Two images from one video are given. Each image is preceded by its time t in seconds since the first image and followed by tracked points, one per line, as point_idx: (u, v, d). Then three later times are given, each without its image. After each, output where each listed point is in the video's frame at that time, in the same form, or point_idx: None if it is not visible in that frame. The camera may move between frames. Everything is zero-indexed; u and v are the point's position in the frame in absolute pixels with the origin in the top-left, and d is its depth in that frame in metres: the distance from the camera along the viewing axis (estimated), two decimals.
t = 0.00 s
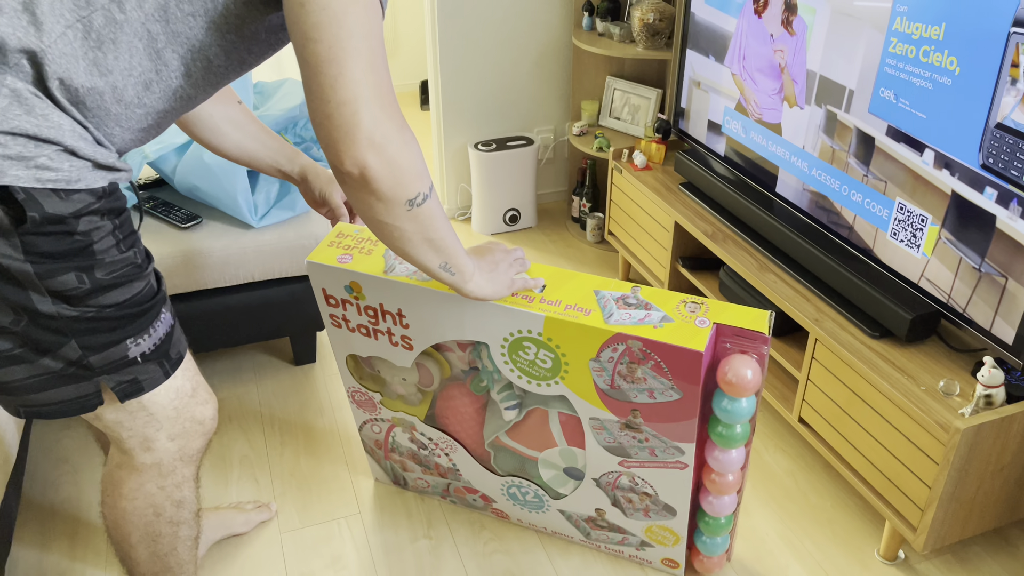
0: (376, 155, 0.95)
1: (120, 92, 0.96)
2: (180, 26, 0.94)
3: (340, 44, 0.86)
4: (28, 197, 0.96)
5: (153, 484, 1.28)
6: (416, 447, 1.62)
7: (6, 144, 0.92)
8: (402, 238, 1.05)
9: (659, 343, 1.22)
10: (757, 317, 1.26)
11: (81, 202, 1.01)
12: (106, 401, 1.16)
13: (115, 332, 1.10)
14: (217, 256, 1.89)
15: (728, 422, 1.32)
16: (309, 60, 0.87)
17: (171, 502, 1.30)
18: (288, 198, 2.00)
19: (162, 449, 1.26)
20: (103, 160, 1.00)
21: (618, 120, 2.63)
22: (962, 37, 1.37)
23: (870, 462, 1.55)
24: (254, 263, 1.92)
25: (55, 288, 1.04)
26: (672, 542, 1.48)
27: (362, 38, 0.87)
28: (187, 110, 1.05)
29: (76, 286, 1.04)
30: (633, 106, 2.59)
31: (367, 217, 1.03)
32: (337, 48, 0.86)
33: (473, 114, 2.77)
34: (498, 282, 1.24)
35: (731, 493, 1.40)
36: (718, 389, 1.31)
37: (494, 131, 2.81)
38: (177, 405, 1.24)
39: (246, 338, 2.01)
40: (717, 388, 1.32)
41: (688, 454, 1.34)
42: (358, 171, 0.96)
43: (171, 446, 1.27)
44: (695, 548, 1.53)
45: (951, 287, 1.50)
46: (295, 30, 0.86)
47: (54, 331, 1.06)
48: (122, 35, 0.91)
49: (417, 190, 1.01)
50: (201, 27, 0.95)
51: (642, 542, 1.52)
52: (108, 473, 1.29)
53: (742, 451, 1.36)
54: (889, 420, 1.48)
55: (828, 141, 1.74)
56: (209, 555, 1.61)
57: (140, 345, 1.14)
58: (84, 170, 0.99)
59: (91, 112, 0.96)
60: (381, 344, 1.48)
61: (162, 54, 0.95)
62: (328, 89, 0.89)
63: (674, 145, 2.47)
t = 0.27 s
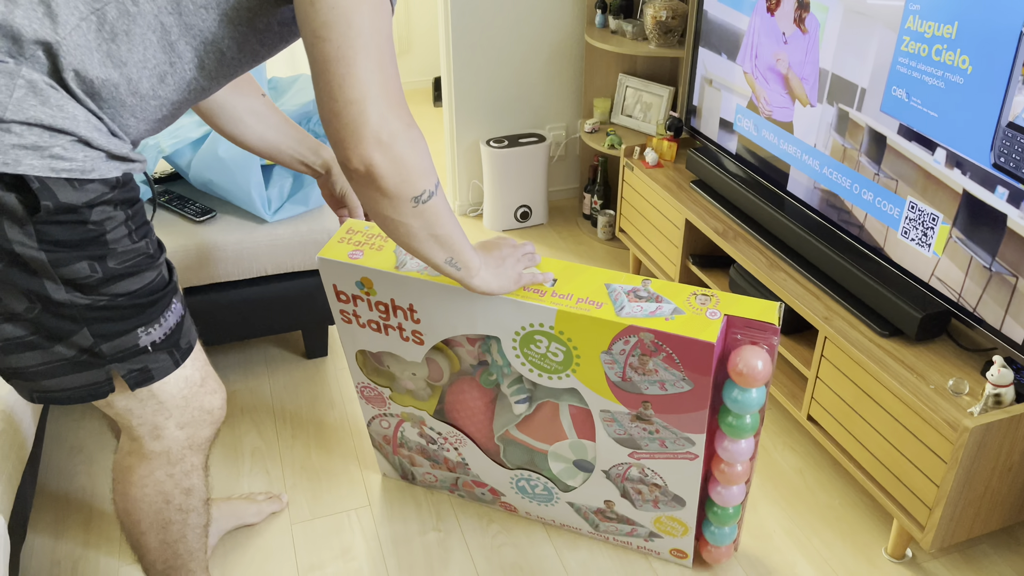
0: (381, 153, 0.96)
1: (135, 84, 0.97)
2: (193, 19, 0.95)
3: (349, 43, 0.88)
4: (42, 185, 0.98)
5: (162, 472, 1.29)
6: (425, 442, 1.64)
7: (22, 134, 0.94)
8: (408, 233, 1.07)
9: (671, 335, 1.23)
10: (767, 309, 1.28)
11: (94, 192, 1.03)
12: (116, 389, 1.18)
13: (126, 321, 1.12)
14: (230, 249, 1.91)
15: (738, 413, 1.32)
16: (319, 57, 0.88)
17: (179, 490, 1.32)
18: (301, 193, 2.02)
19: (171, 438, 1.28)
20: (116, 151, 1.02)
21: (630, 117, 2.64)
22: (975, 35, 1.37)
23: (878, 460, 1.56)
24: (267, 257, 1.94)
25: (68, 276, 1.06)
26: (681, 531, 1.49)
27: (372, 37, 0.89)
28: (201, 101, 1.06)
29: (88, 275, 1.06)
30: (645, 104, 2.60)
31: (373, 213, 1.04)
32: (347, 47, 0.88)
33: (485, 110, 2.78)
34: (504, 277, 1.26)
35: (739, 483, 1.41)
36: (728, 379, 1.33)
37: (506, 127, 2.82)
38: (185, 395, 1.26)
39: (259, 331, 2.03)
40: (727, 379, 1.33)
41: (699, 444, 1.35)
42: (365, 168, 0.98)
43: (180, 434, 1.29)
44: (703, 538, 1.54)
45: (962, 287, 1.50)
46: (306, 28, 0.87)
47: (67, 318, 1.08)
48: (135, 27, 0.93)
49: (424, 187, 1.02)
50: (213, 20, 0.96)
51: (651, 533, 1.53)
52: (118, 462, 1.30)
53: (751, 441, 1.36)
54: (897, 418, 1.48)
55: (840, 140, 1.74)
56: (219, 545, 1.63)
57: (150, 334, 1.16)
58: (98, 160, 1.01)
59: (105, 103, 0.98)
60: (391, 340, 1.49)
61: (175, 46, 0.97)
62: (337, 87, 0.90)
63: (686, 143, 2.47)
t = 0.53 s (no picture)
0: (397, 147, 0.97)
1: (150, 77, 0.99)
2: (206, 12, 0.96)
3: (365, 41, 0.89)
4: (55, 179, 1.00)
5: (173, 462, 1.30)
6: (433, 435, 1.65)
7: (36, 129, 0.96)
8: (425, 227, 1.08)
9: (686, 316, 1.25)
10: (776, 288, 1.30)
11: (106, 185, 1.05)
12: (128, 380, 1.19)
13: (137, 313, 1.13)
14: (242, 244, 1.93)
15: (749, 393, 1.34)
16: (335, 56, 0.89)
17: (188, 481, 1.33)
18: (311, 189, 2.04)
19: (181, 429, 1.29)
20: (129, 145, 1.04)
21: (640, 115, 2.64)
22: (985, 34, 1.37)
23: (885, 458, 1.56)
24: (278, 252, 1.95)
25: (81, 269, 1.07)
26: (689, 516, 1.52)
27: (386, 36, 0.90)
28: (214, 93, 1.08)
29: (100, 268, 1.08)
30: (655, 101, 2.60)
31: (390, 207, 1.05)
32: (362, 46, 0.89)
33: (495, 107, 2.79)
34: (515, 264, 1.26)
35: (747, 465, 1.43)
36: (741, 359, 1.34)
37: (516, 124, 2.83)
38: (196, 386, 1.27)
39: (271, 324, 2.05)
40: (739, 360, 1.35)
41: (711, 427, 1.37)
42: (381, 165, 0.99)
43: (190, 426, 1.30)
44: (711, 524, 1.56)
45: (971, 285, 1.50)
46: (321, 26, 0.88)
47: (79, 311, 1.10)
48: (147, 21, 0.94)
49: (438, 182, 1.02)
50: (225, 13, 0.97)
51: (659, 520, 1.56)
52: (129, 453, 1.32)
53: (761, 422, 1.39)
54: (905, 417, 1.48)
55: (850, 138, 1.74)
56: (230, 536, 1.65)
57: (161, 327, 1.17)
58: (111, 154, 1.03)
59: (120, 96, 1.00)
60: (404, 330, 1.50)
61: (189, 39, 0.98)
62: (354, 85, 0.91)
63: (695, 140, 2.48)
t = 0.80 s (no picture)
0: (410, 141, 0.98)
1: (163, 67, 1.00)
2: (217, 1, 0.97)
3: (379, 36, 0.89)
4: (66, 171, 1.01)
5: (181, 454, 1.31)
6: (441, 429, 1.66)
7: (48, 121, 0.97)
8: (438, 219, 1.08)
9: (699, 302, 1.27)
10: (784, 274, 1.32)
11: (117, 177, 1.05)
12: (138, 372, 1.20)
13: (147, 306, 1.14)
14: (252, 238, 1.94)
15: (759, 378, 1.36)
16: (349, 51, 0.90)
17: (197, 473, 1.33)
18: (321, 183, 2.05)
19: (189, 420, 1.30)
20: (140, 137, 1.05)
21: (649, 110, 2.64)
22: (998, 30, 1.37)
23: (893, 455, 1.56)
24: (287, 246, 1.96)
25: (92, 262, 1.08)
26: (698, 504, 1.54)
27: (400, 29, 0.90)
28: (227, 84, 1.08)
29: (111, 260, 1.09)
30: (664, 97, 2.60)
31: (405, 198, 1.06)
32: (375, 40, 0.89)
33: (503, 103, 2.79)
34: (526, 253, 1.27)
35: (756, 452, 1.46)
36: (751, 343, 1.36)
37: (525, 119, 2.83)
38: (204, 377, 1.28)
39: (281, 318, 2.06)
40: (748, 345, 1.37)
41: (721, 413, 1.40)
42: (395, 158, 0.99)
43: (198, 418, 1.31)
44: (718, 511, 1.58)
45: (981, 282, 1.50)
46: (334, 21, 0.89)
47: (90, 303, 1.11)
48: (158, 12, 0.95)
49: (449, 175, 1.03)
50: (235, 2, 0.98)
51: (668, 509, 1.57)
52: (138, 445, 1.32)
53: (769, 408, 1.41)
54: (913, 414, 1.48)
55: (860, 134, 1.74)
56: (240, 528, 1.66)
57: (171, 320, 1.18)
58: (122, 146, 1.04)
59: (131, 87, 1.00)
60: (414, 324, 1.51)
61: (200, 29, 0.98)
62: (367, 79, 0.92)
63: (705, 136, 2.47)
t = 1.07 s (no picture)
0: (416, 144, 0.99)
1: (171, 64, 1.00)
2: None
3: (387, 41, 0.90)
4: (73, 166, 1.02)
5: (188, 448, 1.32)
6: (449, 421, 1.66)
7: (55, 117, 0.98)
8: (443, 214, 1.10)
9: (708, 285, 1.28)
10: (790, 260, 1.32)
11: (124, 173, 1.06)
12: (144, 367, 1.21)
13: (153, 302, 1.15)
14: (260, 234, 1.94)
15: (767, 363, 1.36)
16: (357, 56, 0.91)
17: (203, 467, 1.34)
18: (330, 178, 2.05)
19: (196, 415, 1.30)
20: (147, 133, 1.06)
21: (657, 107, 2.63)
22: (1007, 27, 1.36)
23: (900, 452, 1.56)
24: (295, 241, 1.97)
25: (99, 257, 1.09)
26: (704, 496, 1.54)
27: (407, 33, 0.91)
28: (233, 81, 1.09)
29: (118, 256, 1.10)
30: (672, 93, 2.59)
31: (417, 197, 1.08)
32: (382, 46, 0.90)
33: (511, 99, 2.79)
34: (532, 246, 1.28)
35: (761, 441, 1.46)
36: (759, 329, 1.36)
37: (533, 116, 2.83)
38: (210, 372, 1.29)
39: (290, 311, 2.07)
40: (756, 332, 1.37)
41: (728, 401, 1.40)
42: (402, 159, 1.02)
43: (205, 412, 1.31)
44: (723, 504, 1.59)
45: (989, 280, 1.49)
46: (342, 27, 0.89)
47: (97, 299, 1.12)
48: (165, 9, 0.96)
49: (454, 174, 1.04)
50: None
51: (674, 502, 1.58)
52: (145, 438, 1.33)
53: (776, 395, 1.41)
54: (920, 411, 1.48)
55: (868, 131, 1.73)
56: (247, 522, 1.67)
57: (177, 316, 1.19)
58: (129, 142, 1.05)
59: (139, 83, 1.01)
60: (425, 311, 1.51)
61: (208, 26, 0.99)
62: (379, 83, 0.93)
63: (713, 133, 2.47)
